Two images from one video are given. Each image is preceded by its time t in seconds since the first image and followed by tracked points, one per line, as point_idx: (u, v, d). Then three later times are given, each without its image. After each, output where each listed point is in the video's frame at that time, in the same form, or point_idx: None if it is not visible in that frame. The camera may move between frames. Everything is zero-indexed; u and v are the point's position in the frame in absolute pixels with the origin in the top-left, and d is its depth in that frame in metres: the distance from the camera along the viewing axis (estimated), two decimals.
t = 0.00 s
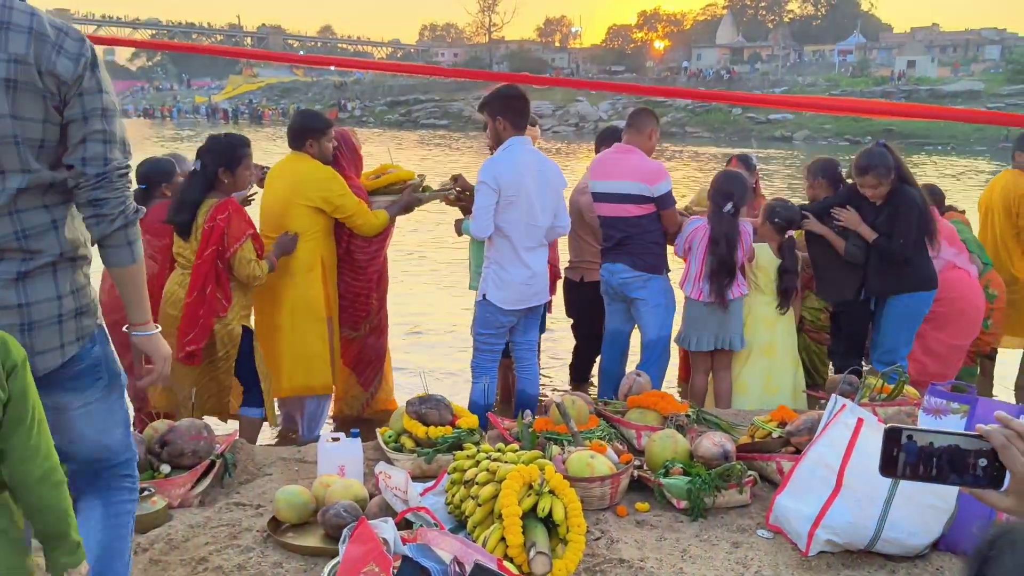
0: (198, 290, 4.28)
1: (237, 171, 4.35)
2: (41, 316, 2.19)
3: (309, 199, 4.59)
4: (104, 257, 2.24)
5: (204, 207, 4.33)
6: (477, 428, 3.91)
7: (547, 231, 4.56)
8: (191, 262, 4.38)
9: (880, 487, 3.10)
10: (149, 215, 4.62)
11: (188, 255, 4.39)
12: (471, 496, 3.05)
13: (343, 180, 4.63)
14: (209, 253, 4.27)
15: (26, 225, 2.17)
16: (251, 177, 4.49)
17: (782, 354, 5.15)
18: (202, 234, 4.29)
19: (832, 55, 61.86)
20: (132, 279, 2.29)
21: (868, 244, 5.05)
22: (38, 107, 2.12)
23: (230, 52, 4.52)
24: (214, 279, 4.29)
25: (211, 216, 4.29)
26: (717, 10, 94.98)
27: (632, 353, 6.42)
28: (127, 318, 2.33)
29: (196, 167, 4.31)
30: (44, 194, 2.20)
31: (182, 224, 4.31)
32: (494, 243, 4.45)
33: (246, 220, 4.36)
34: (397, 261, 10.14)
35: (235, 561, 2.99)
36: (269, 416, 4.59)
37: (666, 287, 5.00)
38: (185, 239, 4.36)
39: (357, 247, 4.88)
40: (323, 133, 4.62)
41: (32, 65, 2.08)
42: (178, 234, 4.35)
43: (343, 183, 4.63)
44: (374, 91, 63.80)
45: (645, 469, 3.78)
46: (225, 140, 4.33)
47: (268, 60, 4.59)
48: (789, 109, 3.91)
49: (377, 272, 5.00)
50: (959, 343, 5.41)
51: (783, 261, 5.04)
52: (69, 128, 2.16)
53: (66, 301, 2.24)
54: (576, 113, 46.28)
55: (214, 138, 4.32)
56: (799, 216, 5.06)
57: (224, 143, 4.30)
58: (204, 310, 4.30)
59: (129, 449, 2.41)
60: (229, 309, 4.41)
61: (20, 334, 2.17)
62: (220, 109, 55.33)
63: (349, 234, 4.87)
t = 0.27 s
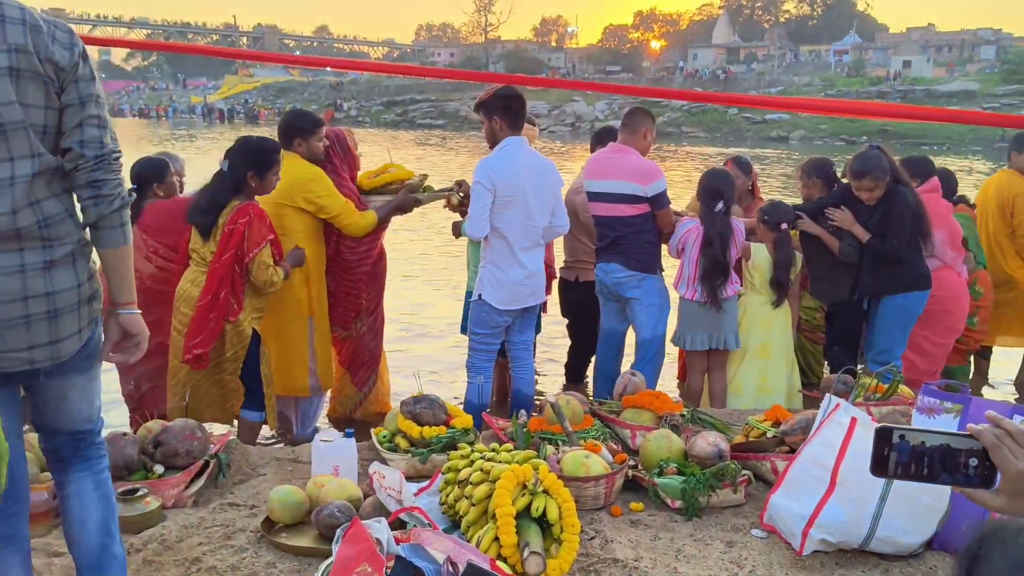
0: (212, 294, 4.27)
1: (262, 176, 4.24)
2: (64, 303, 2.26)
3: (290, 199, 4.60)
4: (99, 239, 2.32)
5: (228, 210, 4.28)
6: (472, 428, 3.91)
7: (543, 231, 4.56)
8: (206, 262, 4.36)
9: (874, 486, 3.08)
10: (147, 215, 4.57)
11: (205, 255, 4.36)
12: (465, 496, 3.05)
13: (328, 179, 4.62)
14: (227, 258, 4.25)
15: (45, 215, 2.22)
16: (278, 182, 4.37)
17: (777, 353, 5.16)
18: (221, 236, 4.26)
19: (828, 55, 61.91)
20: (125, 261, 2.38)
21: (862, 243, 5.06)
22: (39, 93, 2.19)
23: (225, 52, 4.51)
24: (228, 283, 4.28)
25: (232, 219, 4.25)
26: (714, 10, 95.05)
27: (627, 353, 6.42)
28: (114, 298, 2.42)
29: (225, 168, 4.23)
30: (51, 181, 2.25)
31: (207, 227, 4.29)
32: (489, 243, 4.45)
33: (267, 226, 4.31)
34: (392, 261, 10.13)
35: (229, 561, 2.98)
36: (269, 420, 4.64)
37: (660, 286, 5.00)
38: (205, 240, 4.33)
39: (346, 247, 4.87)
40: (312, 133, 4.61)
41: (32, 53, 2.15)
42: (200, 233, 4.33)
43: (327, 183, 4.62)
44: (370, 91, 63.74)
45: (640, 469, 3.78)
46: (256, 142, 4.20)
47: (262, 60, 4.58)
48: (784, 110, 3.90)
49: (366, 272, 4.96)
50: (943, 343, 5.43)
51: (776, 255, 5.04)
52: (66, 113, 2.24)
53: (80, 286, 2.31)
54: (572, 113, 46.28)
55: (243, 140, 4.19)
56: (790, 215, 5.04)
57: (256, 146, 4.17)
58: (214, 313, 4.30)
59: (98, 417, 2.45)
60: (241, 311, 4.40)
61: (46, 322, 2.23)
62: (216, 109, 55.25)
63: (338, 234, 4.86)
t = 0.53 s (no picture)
0: (227, 294, 4.31)
1: (266, 172, 4.27)
2: (78, 298, 2.29)
3: (278, 199, 4.57)
4: (120, 236, 2.39)
5: (234, 207, 4.28)
6: (463, 427, 3.91)
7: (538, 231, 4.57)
8: (210, 261, 4.37)
9: (863, 484, 3.11)
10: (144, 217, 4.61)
11: (208, 254, 4.37)
12: (456, 495, 3.05)
13: (316, 180, 4.59)
14: (235, 257, 4.28)
15: (62, 215, 2.25)
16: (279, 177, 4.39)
17: (768, 352, 5.18)
18: (227, 234, 4.28)
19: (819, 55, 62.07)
20: (136, 259, 2.44)
21: (851, 242, 5.08)
22: (65, 101, 2.22)
23: (216, 53, 4.50)
24: (239, 281, 4.32)
25: (237, 216, 4.26)
26: (705, 10, 95.21)
27: (619, 352, 6.43)
28: (122, 291, 2.47)
29: (228, 166, 4.23)
30: (71, 184, 2.28)
31: (212, 227, 4.29)
32: (483, 243, 4.45)
33: (272, 222, 4.33)
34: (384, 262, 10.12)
35: (219, 562, 2.98)
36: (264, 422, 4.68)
37: (651, 285, 5.02)
38: (208, 238, 4.33)
39: (335, 249, 4.95)
40: (303, 133, 4.61)
41: (63, 63, 2.20)
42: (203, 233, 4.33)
43: (315, 184, 4.59)
44: (361, 91, 63.64)
45: (631, 467, 3.79)
46: (259, 138, 4.23)
47: (254, 60, 4.57)
48: (776, 109, 3.91)
49: (354, 276, 5.03)
50: (923, 342, 5.47)
51: (770, 251, 5.05)
52: (89, 120, 2.28)
53: (91, 282, 2.34)
54: (564, 113, 46.28)
55: (246, 136, 4.21)
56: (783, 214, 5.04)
57: (261, 142, 4.20)
58: (226, 313, 4.34)
59: (90, 433, 2.43)
60: (246, 311, 4.43)
61: (61, 315, 2.25)
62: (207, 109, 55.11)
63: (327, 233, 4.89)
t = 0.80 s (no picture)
0: (225, 287, 4.34)
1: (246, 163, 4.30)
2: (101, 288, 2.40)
3: (261, 198, 4.59)
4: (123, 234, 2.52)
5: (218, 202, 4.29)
6: (449, 428, 3.91)
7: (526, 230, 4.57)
8: (199, 257, 4.38)
9: (848, 483, 3.12)
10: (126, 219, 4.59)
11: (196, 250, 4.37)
12: (442, 496, 3.05)
13: (301, 183, 4.60)
14: (226, 251, 4.30)
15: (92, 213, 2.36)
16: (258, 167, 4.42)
17: (756, 351, 5.21)
18: (214, 228, 4.29)
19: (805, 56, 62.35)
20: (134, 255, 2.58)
21: (834, 240, 5.12)
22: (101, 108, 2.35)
23: (201, 52, 4.47)
24: (227, 273, 4.34)
25: (221, 210, 4.27)
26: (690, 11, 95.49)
27: (606, 352, 6.44)
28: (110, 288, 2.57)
29: (206, 161, 4.27)
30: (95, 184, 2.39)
31: (197, 220, 4.29)
32: (472, 243, 4.45)
33: (257, 214, 4.34)
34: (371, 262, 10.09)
35: (204, 564, 2.97)
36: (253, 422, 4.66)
37: (637, 286, 5.03)
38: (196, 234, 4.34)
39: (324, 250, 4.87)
40: (293, 137, 4.57)
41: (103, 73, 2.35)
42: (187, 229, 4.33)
43: (300, 186, 4.60)
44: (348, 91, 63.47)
45: (617, 467, 3.79)
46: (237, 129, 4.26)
47: (240, 59, 4.54)
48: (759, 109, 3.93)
49: (344, 281, 4.95)
50: (903, 339, 5.49)
51: (762, 255, 5.12)
52: (114, 125, 2.42)
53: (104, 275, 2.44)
54: (551, 113, 46.31)
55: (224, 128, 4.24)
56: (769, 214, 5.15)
57: (238, 133, 4.23)
58: (217, 308, 4.35)
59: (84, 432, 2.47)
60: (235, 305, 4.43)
61: (89, 304, 2.34)
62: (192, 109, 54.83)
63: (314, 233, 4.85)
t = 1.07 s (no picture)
0: (204, 283, 4.33)
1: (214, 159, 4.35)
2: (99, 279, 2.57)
3: (234, 200, 4.55)
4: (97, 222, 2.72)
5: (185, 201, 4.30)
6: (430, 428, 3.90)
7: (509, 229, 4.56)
8: (172, 258, 4.39)
9: (827, 480, 3.14)
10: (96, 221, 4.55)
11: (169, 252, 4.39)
12: (422, 497, 3.03)
13: (273, 182, 4.55)
14: (196, 248, 4.26)
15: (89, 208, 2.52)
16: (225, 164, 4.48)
17: (732, 348, 5.23)
18: (183, 227, 4.27)
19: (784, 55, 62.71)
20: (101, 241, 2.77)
21: (813, 238, 5.14)
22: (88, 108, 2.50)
23: (180, 52, 4.42)
24: (198, 271, 4.30)
25: (190, 208, 4.26)
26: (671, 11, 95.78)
27: (587, 352, 6.45)
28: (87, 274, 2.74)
29: (171, 161, 4.31)
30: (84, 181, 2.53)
31: (166, 220, 4.30)
32: (454, 242, 4.43)
33: (226, 209, 4.31)
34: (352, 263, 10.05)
35: (183, 568, 2.94)
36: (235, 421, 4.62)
37: (617, 285, 5.03)
38: (168, 235, 4.35)
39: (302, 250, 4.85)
40: (266, 137, 4.52)
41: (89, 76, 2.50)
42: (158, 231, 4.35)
43: (273, 185, 4.56)
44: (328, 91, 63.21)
45: (598, 466, 3.79)
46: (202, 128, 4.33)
47: (220, 59, 4.49)
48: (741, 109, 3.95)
49: (322, 281, 4.91)
50: (881, 335, 5.53)
51: (733, 255, 5.17)
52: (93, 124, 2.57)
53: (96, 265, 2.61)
54: (532, 113, 46.32)
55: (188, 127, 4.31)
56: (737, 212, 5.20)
57: (201, 131, 4.31)
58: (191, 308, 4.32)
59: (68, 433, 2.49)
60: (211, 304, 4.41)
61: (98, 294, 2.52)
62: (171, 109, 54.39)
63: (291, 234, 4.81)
